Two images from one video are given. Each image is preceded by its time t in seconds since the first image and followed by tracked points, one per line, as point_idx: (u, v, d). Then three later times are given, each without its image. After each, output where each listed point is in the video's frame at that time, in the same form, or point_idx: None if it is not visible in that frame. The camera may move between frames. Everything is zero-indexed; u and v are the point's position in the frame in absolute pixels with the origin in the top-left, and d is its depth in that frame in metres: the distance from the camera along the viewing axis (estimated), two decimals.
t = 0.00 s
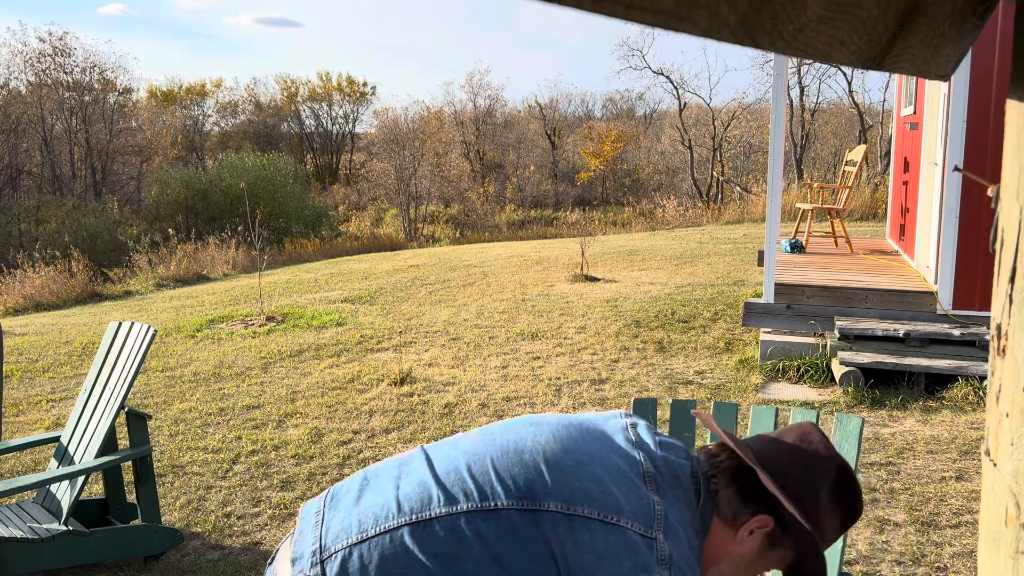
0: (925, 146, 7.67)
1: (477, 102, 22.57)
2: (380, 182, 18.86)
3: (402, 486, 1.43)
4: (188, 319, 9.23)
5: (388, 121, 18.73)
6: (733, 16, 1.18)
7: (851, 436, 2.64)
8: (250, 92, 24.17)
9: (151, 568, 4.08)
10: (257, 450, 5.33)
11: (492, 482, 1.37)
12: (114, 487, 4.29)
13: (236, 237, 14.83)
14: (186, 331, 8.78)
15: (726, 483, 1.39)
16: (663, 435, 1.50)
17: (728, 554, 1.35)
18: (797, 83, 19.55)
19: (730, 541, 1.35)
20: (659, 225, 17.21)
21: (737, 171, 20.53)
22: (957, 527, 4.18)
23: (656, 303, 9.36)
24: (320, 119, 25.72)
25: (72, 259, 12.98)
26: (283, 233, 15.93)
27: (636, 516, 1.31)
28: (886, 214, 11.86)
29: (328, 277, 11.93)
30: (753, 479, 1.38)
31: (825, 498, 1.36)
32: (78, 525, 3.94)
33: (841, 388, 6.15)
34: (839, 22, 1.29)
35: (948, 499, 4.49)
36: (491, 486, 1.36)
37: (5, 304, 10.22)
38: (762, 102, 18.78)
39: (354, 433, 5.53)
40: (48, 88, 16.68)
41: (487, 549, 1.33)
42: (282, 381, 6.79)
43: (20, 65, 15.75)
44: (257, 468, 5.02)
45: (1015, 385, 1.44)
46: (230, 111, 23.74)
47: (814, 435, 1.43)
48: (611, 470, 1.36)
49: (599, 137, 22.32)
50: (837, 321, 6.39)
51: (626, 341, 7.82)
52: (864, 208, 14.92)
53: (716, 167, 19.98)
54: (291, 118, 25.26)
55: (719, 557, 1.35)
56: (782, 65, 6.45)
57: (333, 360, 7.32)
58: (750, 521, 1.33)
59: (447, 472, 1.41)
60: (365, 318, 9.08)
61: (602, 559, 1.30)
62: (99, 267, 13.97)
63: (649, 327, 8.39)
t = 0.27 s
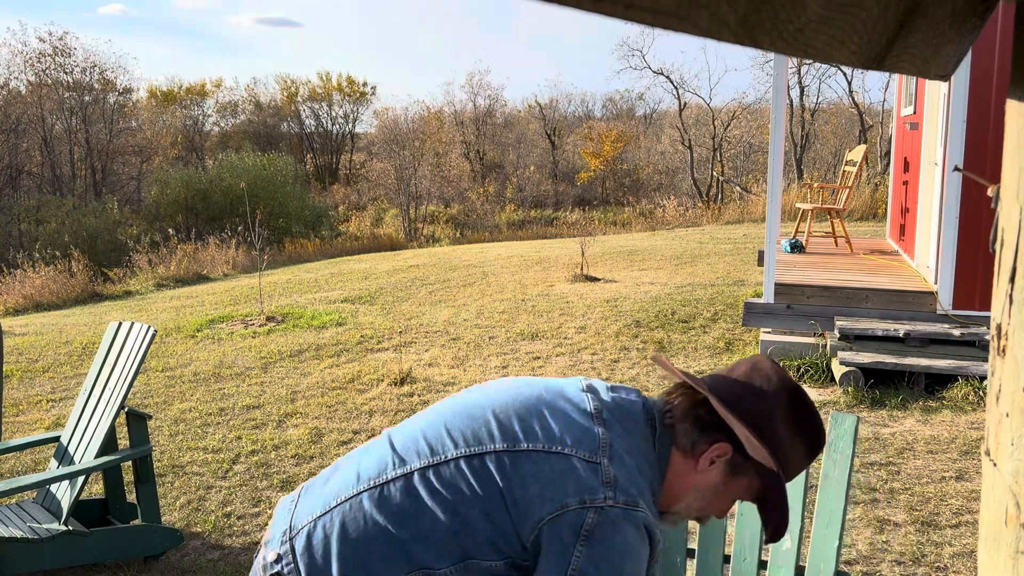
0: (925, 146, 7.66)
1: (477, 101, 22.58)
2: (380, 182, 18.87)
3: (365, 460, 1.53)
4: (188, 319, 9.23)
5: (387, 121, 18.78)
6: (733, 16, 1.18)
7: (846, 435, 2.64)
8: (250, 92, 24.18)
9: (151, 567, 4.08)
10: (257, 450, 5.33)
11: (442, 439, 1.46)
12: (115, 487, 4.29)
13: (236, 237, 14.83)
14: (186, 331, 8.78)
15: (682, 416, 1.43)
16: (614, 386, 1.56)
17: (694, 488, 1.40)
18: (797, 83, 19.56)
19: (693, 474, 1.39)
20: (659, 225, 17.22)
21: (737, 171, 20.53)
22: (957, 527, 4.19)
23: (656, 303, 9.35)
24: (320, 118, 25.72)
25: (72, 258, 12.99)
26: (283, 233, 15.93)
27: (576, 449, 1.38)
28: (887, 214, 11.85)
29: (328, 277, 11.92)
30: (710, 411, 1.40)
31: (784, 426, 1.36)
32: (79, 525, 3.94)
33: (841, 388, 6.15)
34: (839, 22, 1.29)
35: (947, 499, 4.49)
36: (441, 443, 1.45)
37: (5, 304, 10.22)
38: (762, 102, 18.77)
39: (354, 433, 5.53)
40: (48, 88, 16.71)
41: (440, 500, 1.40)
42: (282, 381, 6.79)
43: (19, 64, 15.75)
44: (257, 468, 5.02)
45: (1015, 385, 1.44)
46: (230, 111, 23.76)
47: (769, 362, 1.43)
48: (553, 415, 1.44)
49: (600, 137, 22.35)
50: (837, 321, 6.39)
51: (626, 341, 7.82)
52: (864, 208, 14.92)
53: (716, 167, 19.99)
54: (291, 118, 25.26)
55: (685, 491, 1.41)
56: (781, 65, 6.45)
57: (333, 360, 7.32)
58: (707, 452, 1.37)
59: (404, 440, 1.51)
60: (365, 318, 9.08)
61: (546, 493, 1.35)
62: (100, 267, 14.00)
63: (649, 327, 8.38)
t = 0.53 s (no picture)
0: (926, 146, 7.65)
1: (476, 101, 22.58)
2: (380, 181, 18.87)
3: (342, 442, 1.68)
4: (188, 319, 9.23)
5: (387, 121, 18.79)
6: (733, 16, 1.18)
7: (848, 435, 2.62)
8: (250, 91, 24.18)
9: (151, 568, 4.08)
10: (256, 450, 5.32)
11: (405, 403, 1.61)
12: (115, 487, 4.28)
13: (235, 237, 14.83)
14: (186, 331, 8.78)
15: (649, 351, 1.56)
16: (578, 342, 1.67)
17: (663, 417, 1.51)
18: (797, 83, 19.57)
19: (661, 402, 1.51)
20: (659, 225, 17.22)
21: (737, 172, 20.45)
22: (957, 528, 4.18)
23: (656, 303, 9.34)
24: (320, 118, 25.76)
25: (72, 258, 13.01)
26: (283, 232, 15.93)
27: (521, 383, 1.49)
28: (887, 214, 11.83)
29: (327, 277, 11.91)
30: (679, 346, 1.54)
31: (745, 351, 1.48)
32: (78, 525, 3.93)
33: (842, 388, 6.14)
34: (839, 22, 1.28)
35: (948, 499, 4.48)
36: (402, 403, 1.60)
37: (4, 304, 10.22)
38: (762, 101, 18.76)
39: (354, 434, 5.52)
40: (47, 87, 16.72)
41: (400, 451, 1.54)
42: (282, 381, 6.78)
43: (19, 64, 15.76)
44: (256, 469, 5.02)
45: (1015, 385, 1.43)
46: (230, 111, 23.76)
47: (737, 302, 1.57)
48: (504, 362, 1.56)
49: (600, 137, 22.34)
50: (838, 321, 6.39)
51: (626, 341, 7.81)
52: (864, 208, 14.91)
53: (716, 167, 19.99)
54: (291, 118, 25.26)
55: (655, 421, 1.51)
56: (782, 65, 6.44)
57: (333, 360, 7.31)
58: (669, 378, 1.48)
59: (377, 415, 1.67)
60: (365, 318, 9.07)
61: (486, 418, 1.46)
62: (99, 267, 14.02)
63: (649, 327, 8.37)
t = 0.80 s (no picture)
0: (927, 146, 7.63)
1: (476, 101, 22.55)
2: (379, 181, 18.86)
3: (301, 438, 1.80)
4: (187, 319, 9.23)
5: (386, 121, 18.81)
6: (733, 16, 1.16)
7: (850, 435, 2.60)
8: (249, 91, 24.19)
9: (149, 569, 4.06)
10: (256, 450, 5.31)
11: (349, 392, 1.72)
12: (114, 487, 4.26)
13: (235, 237, 14.85)
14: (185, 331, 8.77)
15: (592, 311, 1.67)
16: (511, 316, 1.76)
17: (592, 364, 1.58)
18: (798, 82, 19.56)
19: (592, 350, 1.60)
20: (659, 225, 17.22)
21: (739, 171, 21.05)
22: (958, 529, 4.16)
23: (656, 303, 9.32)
24: (319, 117, 25.93)
25: (70, 258, 13.02)
26: (282, 232, 15.93)
27: (438, 351, 1.58)
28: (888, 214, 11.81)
29: (327, 277, 11.90)
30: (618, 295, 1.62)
31: (675, 286, 1.53)
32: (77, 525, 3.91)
33: (843, 388, 6.11)
34: (840, 22, 1.26)
35: (949, 500, 4.46)
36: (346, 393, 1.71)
37: (3, 304, 10.23)
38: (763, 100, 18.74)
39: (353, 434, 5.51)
40: (47, 87, 16.74)
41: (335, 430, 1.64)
42: (281, 382, 6.76)
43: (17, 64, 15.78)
44: (256, 469, 5.00)
45: (1016, 386, 1.41)
46: (230, 111, 23.77)
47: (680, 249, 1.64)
48: (432, 342, 1.65)
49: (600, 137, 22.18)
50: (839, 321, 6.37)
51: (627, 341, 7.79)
52: (865, 208, 14.90)
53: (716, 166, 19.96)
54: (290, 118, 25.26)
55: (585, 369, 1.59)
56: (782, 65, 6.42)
57: (333, 361, 7.30)
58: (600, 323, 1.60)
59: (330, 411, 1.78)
60: (365, 318, 9.06)
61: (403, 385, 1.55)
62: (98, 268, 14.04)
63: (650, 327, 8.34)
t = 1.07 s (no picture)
0: (927, 146, 7.62)
1: (476, 100, 22.46)
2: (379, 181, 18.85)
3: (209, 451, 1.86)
4: (187, 319, 9.22)
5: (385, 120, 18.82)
6: (732, 16, 1.15)
7: (850, 435, 2.59)
8: (249, 91, 24.19)
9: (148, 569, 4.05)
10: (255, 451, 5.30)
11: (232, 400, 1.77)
12: (114, 487, 4.25)
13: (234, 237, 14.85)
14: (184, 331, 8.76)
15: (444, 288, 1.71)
16: (362, 307, 1.77)
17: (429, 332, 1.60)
18: (798, 82, 19.56)
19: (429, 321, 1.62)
20: (660, 225, 17.20)
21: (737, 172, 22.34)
22: (959, 529, 4.15)
23: (656, 303, 9.31)
24: (319, 117, 25.88)
25: (70, 258, 13.03)
26: (282, 232, 15.91)
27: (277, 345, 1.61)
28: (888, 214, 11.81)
29: (327, 277, 11.88)
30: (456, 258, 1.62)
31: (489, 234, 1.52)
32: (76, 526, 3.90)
33: (843, 388, 6.11)
34: (840, 22, 1.25)
35: (949, 500, 4.45)
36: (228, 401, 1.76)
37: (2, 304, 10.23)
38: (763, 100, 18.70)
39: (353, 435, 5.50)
40: (46, 87, 16.75)
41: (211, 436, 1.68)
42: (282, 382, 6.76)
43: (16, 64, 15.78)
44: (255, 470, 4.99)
45: (1016, 387, 1.41)
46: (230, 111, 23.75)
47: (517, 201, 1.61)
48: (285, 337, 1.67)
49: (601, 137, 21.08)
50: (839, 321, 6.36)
51: (627, 341, 7.79)
52: (866, 208, 14.89)
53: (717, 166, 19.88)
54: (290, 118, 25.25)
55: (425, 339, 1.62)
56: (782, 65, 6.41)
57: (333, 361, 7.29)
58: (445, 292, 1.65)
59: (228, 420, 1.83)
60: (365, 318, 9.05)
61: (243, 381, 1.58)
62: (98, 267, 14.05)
63: (650, 327, 8.33)
